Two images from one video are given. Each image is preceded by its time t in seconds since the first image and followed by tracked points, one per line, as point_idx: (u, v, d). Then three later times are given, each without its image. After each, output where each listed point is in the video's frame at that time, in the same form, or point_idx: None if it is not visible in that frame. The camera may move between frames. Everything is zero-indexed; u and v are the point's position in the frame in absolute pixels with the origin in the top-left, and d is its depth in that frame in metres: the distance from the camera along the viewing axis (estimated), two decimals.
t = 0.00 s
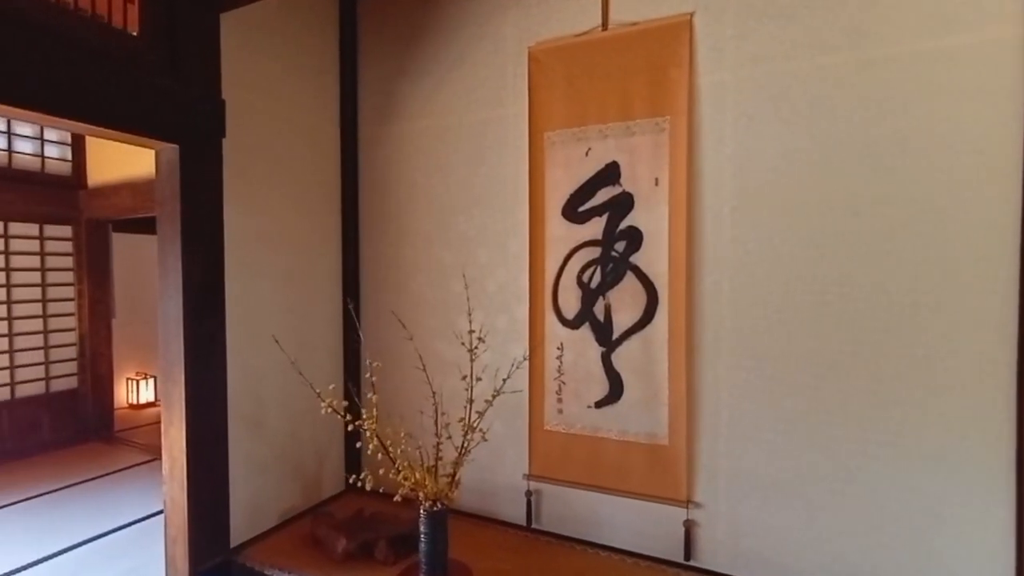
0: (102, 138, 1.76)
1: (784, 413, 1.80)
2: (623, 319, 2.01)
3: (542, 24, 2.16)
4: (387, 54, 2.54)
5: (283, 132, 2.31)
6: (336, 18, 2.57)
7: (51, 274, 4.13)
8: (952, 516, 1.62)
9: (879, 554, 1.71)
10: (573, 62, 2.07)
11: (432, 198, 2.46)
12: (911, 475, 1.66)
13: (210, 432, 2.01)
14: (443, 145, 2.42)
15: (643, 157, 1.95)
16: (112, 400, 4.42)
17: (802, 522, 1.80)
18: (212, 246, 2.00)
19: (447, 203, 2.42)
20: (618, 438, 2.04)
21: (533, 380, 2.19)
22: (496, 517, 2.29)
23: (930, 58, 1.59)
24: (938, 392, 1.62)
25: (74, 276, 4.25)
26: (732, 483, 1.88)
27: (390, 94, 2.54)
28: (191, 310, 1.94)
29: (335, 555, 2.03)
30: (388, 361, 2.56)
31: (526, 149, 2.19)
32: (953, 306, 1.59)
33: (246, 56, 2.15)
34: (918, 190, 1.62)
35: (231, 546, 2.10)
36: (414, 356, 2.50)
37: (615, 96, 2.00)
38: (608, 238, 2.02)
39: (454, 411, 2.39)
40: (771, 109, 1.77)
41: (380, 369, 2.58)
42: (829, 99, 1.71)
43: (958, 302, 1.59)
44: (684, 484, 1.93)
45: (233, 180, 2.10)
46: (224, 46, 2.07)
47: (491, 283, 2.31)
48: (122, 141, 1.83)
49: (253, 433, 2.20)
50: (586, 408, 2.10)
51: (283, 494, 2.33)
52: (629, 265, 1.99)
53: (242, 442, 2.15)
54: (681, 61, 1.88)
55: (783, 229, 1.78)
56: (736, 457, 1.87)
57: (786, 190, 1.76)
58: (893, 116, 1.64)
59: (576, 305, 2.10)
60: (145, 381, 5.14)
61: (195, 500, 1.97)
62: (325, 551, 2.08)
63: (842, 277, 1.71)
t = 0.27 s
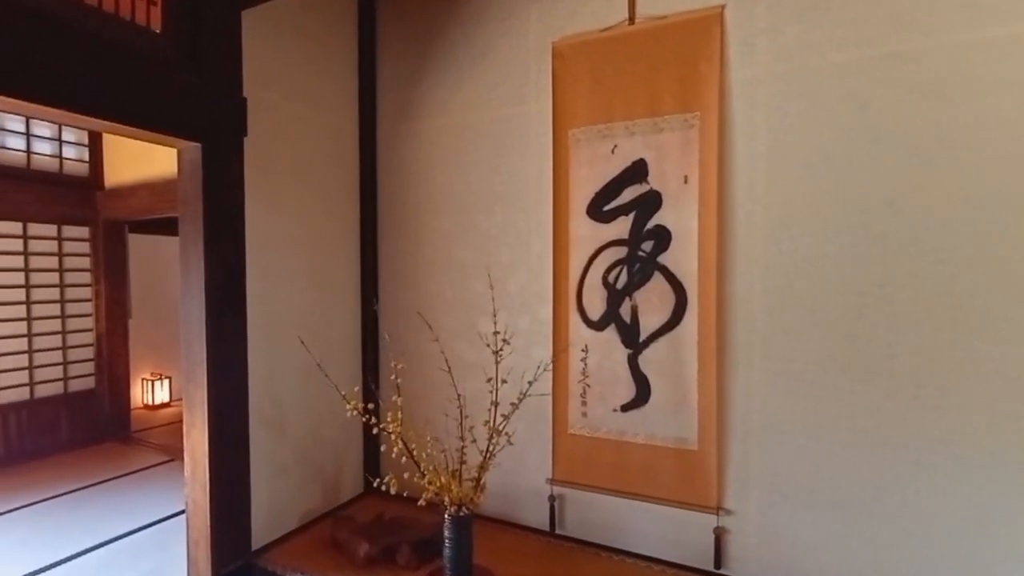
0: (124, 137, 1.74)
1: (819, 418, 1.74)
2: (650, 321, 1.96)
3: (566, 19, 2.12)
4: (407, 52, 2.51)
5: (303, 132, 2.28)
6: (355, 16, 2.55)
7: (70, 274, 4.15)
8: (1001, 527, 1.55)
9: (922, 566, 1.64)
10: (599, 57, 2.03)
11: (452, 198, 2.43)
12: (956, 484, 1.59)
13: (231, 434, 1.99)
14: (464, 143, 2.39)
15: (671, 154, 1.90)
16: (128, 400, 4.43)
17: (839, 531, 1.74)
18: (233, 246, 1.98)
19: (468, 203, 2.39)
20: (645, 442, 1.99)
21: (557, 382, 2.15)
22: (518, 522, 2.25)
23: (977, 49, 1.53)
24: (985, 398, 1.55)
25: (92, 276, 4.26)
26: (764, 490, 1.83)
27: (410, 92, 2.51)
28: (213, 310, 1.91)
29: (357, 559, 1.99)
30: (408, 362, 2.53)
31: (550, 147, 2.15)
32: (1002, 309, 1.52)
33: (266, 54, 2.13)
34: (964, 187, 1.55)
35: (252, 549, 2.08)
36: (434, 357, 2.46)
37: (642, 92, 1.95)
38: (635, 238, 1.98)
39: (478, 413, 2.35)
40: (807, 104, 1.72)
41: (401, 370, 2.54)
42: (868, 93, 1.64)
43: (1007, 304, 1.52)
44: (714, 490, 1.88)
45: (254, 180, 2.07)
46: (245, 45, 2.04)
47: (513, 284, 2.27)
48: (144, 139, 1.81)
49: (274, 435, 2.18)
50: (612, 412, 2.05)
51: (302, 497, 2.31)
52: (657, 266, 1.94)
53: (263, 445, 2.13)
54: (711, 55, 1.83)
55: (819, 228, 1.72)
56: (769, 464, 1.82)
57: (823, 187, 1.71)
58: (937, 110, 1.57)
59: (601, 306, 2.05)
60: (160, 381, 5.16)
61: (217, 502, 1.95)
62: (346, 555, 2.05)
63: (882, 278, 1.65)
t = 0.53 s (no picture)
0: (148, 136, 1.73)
1: (857, 423, 1.69)
2: (679, 323, 1.91)
3: (590, 15, 2.08)
4: (425, 49, 2.48)
5: (323, 131, 2.26)
6: (373, 14, 2.52)
7: (86, 275, 4.14)
8: None
9: None
10: (625, 53, 1.98)
11: (472, 197, 2.39)
12: (1004, 493, 1.53)
13: (254, 437, 1.96)
14: (485, 141, 2.35)
15: (701, 152, 1.85)
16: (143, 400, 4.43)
17: (877, 540, 1.68)
18: (255, 247, 1.95)
19: (488, 202, 2.35)
20: (673, 447, 1.94)
21: (581, 385, 2.11)
22: (540, 527, 2.21)
23: None
24: None
25: (108, 277, 4.25)
26: (799, 497, 1.77)
27: (429, 90, 2.48)
28: (236, 312, 1.89)
29: (380, 564, 1.96)
30: (427, 364, 2.51)
31: (575, 145, 2.11)
32: None
33: (287, 53, 2.11)
34: (1013, 185, 1.49)
35: (273, 553, 2.05)
36: (454, 359, 2.44)
37: (670, 88, 1.90)
38: (663, 238, 1.93)
39: (502, 417, 2.30)
40: (844, 100, 1.66)
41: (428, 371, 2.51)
42: (909, 87, 1.59)
43: None
44: (747, 496, 1.83)
45: (275, 180, 2.05)
46: (267, 43, 2.02)
47: (536, 285, 2.23)
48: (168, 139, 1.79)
49: (294, 437, 2.15)
50: (638, 415, 2.00)
51: (321, 500, 2.29)
52: (685, 266, 1.89)
53: (283, 447, 2.11)
54: (743, 50, 1.78)
55: (857, 227, 1.66)
56: (804, 470, 1.76)
57: (861, 185, 1.65)
58: (984, 104, 1.52)
59: (627, 308, 2.01)
60: (173, 381, 5.17)
61: (240, 506, 1.92)
62: (369, 559, 2.02)
63: (924, 279, 1.59)
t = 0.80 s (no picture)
0: (172, 135, 1.71)
1: (897, 429, 1.64)
2: (709, 325, 1.87)
3: (616, 10, 2.04)
4: (445, 47, 2.44)
5: (343, 130, 2.23)
6: (392, 12, 2.49)
7: (102, 276, 4.13)
8: None
9: None
10: (652, 49, 1.94)
11: (492, 197, 2.35)
12: None
13: (277, 440, 1.94)
14: (505, 140, 2.31)
15: (733, 149, 1.80)
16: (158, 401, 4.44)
17: (918, 550, 1.63)
18: (277, 247, 1.93)
19: (509, 201, 2.31)
20: (703, 452, 1.89)
21: (606, 388, 2.07)
22: (563, 532, 2.17)
23: None
24: None
25: (124, 279, 4.25)
26: (835, 504, 1.72)
27: (448, 89, 2.45)
28: (259, 313, 1.87)
29: (404, 569, 1.93)
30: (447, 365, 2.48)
31: (600, 143, 2.07)
32: None
33: (309, 51, 2.08)
34: None
35: (295, 557, 2.03)
36: (474, 361, 2.40)
37: (700, 84, 1.86)
38: (692, 238, 1.88)
39: (528, 422, 2.25)
40: (884, 95, 1.61)
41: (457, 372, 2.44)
42: (953, 82, 1.54)
43: None
44: (780, 503, 1.78)
45: (296, 179, 2.02)
46: (289, 41, 2.00)
47: (559, 286, 2.18)
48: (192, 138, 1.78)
49: (315, 440, 2.13)
50: (665, 419, 1.96)
51: (341, 503, 2.26)
52: (716, 266, 1.84)
53: (304, 450, 2.08)
54: (777, 45, 1.74)
55: (897, 226, 1.61)
56: (840, 476, 1.72)
57: (901, 184, 1.60)
58: None
59: (654, 309, 1.96)
60: (185, 381, 5.17)
61: (264, 510, 1.90)
62: (391, 564, 1.99)
63: (968, 280, 1.54)
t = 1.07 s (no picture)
0: (196, 134, 1.69)
1: (939, 435, 1.58)
2: (741, 327, 1.82)
3: (642, 6, 1.99)
4: (465, 45, 2.41)
5: (363, 129, 2.21)
6: (411, 10, 2.47)
7: (119, 277, 4.13)
8: None
9: None
10: (681, 44, 1.89)
11: (513, 197, 2.32)
12: None
13: (300, 443, 1.92)
14: (527, 138, 2.27)
15: (766, 146, 1.76)
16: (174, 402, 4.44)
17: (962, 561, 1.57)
18: (301, 248, 1.91)
19: (531, 200, 2.27)
20: (734, 458, 1.85)
21: (633, 391, 2.02)
22: (588, 538, 2.13)
23: None
24: None
25: (140, 279, 4.24)
26: (873, 512, 1.67)
27: (468, 88, 2.42)
28: (283, 314, 1.85)
29: None
30: (467, 367, 2.45)
31: (626, 141, 2.02)
32: None
33: (330, 50, 2.06)
34: None
35: (317, 562, 2.00)
36: (497, 364, 2.36)
37: (731, 80, 1.81)
38: (723, 237, 1.83)
39: (557, 425, 2.19)
40: (926, 90, 1.56)
41: (486, 379, 2.38)
42: (1000, 76, 1.48)
43: None
44: (816, 510, 1.73)
45: (319, 179, 2.00)
46: (311, 40, 1.98)
47: (584, 287, 2.14)
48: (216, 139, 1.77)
49: (337, 443, 2.11)
50: (694, 423, 1.91)
51: (361, 506, 2.24)
52: (748, 267, 1.80)
53: (326, 453, 2.06)
54: (812, 39, 1.69)
55: (939, 226, 1.56)
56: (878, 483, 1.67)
57: (944, 181, 1.55)
58: None
59: (683, 311, 1.91)
60: (199, 381, 5.17)
61: (287, 513, 1.88)
62: (415, 570, 1.96)
63: (1016, 281, 1.49)
